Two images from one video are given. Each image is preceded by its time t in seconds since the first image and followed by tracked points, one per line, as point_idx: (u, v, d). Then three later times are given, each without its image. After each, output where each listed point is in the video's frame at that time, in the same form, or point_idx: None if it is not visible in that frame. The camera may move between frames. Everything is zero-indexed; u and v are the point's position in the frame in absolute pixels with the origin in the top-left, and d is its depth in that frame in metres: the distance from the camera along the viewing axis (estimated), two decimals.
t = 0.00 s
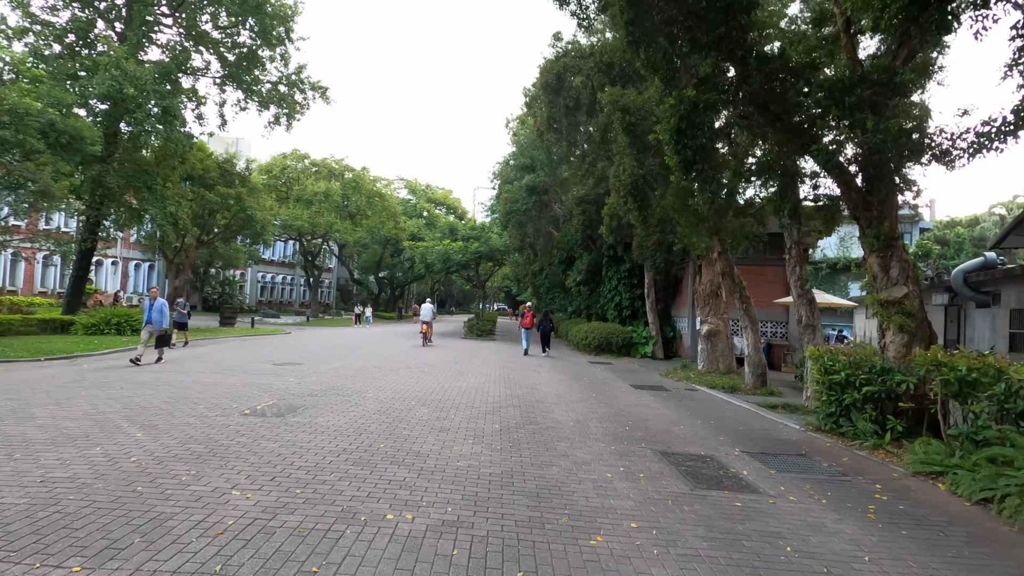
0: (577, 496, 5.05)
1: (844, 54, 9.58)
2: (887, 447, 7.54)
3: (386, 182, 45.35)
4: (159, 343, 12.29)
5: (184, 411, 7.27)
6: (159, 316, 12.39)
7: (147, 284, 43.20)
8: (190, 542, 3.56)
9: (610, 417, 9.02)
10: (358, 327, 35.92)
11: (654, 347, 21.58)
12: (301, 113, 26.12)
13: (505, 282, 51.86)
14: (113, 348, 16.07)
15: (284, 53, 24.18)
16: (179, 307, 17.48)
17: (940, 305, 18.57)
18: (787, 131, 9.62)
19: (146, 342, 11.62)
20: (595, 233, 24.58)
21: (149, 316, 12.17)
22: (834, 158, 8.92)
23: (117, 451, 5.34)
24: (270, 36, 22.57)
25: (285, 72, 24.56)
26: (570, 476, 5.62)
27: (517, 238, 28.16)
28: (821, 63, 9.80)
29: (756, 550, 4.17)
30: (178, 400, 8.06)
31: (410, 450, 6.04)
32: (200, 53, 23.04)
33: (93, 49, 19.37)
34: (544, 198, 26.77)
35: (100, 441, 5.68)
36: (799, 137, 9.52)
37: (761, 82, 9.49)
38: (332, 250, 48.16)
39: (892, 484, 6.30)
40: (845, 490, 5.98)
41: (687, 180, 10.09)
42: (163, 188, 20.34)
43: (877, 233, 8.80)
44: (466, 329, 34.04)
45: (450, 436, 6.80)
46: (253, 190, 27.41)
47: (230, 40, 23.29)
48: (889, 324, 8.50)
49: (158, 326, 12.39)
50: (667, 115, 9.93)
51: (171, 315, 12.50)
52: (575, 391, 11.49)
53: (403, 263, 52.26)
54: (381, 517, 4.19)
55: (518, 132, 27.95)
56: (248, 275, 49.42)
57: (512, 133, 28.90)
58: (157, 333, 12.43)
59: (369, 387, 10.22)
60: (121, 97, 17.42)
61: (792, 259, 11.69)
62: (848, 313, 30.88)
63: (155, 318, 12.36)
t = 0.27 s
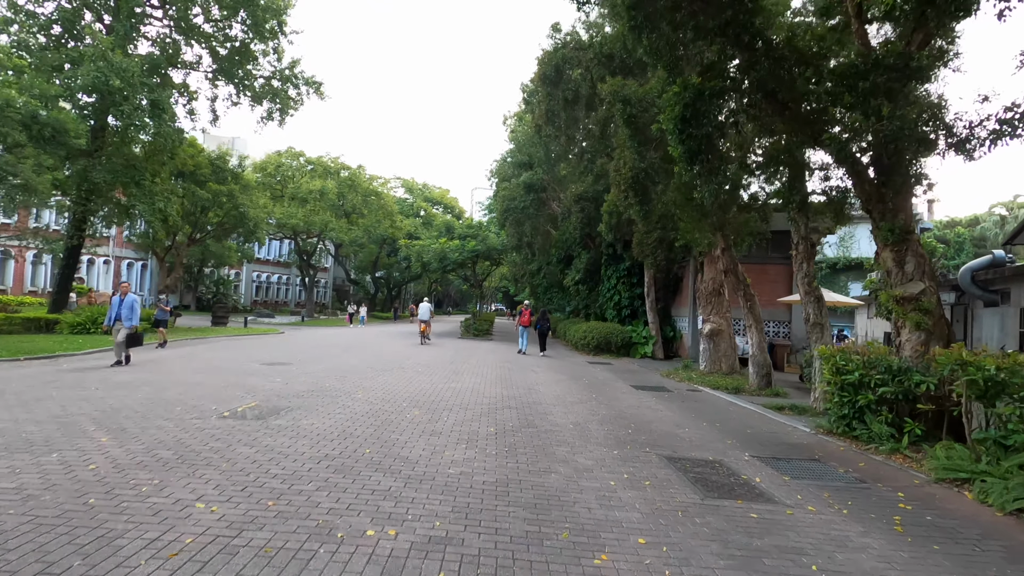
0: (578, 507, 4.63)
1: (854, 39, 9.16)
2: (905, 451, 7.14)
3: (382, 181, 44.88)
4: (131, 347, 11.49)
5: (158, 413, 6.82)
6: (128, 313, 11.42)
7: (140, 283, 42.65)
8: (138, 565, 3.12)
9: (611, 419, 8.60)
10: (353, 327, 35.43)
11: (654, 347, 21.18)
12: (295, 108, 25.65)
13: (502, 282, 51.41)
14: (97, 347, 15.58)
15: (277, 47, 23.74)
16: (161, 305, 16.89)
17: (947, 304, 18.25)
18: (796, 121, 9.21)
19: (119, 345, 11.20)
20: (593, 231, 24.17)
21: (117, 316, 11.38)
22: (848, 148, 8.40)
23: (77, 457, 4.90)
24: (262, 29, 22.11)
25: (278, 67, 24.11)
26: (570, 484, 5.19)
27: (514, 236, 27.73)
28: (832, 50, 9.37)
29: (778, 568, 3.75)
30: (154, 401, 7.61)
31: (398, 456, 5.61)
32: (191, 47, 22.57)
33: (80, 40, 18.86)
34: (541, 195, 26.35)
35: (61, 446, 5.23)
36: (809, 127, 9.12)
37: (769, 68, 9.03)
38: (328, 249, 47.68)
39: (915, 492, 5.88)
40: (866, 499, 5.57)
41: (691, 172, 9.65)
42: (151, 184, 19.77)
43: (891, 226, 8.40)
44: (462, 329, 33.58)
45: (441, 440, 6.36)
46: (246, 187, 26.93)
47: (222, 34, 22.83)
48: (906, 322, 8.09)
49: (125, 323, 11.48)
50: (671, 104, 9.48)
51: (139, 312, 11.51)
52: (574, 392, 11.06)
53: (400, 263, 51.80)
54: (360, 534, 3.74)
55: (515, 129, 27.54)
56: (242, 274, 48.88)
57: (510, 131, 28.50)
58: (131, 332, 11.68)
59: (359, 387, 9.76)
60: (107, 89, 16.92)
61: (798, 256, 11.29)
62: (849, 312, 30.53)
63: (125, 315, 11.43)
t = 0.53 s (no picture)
0: (583, 530, 4.22)
1: (866, 29, 8.78)
2: (926, 462, 6.77)
3: (379, 178, 44.41)
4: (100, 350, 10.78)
5: (133, 423, 6.40)
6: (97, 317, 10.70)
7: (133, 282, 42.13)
8: None
9: (613, 426, 8.19)
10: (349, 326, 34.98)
11: (654, 347, 20.79)
12: (289, 104, 25.17)
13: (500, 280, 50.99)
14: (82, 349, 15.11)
15: (270, 41, 23.25)
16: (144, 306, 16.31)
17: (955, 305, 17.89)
18: (808, 113, 8.82)
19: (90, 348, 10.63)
20: (593, 229, 23.77)
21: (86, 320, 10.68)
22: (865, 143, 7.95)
23: (34, 475, 4.48)
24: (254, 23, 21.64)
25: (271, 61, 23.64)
26: (573, 503, 4.78)
27: (512, 234, 27.32)
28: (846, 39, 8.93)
29: None
30: (131, 409, 7.18)
31: (386, 471, 5.20)
32: (182, 41, 22.10)
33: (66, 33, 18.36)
34: (540, 193, 25.93)
35: (20, 461, 4.81)
36: (822, 119, 8.73)
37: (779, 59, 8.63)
38: (324, 247, 47.19)
39: (941, 508, 5.50)
40: (892, 516, 5.18)
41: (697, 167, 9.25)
42: (140, 180, 19.25)
43: (907, 224, 8.01)
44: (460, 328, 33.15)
45: (434, 452, 5.95)
46: (239, 184, 26.47)
47: (213, 27, 22.35)
48: (924, 325, 7.71)
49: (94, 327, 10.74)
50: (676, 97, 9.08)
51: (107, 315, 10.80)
52: (575, 396, 10.65)
53: (396, 261, 51.34)
54: (340, 568, 3.32)
55: (513, 126, 27.13)
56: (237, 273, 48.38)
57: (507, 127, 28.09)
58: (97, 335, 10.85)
59: (350, 392, 9.34)
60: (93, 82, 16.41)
61: (806, 256, 10.90)
62: (851, 312, 30.14)
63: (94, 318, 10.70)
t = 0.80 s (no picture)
0: (594, 550, 3.82)
1: (883, 13, 8.39)
2: (954, 468, 6.37)
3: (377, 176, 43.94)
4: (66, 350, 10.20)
5: (108, 428, 5.98)
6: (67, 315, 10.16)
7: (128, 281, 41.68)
8: None
9: (620, 430, 7.77)
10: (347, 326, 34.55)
11: (657, 347, 20.41)
12: (285, 100, 24.69)
13: (499, 279, 50.57)
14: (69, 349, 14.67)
15: (264, 35, 22.81)
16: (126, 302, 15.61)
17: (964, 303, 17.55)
18: (823, 101, 8.43)
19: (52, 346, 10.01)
20: (594, 227, 23.36)
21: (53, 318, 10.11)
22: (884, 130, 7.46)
23: None
24: (248, 15, 21.16)
25: (265, 55, 23.18)
26: (582, 518, 4.38)
27: (512, 231, 26.95)
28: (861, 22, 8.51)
29: None
30: (110, 414, 6.76)
31: (379, 485, 4.75)
32: (174, 34, 21.66)
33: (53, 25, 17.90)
34: (540, 190, 25.52)
35: None
36: (839, 108, 8.34)
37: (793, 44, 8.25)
38: (321, 246, 46.76)
39: (979, 521, 5.09)
40: (927, 531, 4.77)
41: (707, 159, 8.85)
42: (130, 176, 18.82)
43: (929, 216, 7.61)
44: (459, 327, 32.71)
45: (431, 460, 5.55)
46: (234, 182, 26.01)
47: (207, 21, 21.93)
48: (948, 323, 7.32)
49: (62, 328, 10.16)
50: (685, 85, 8.66)
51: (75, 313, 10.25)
52: (578, 397, 10.25)
53: (395, 260, 50.87)
54: None
55: (513, 122, 26.73)
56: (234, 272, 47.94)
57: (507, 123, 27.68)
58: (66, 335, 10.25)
59: (343, 394, 8.93)
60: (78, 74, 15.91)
61: (819, 252, 10.50)
62: (855, 310, 29.77)
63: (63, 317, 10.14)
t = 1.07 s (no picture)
0: None
1: (900, 1, 7.99)
2: (983, 485, 5.98)
3: (374, 176, 43.50)
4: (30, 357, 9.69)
5: (77, 443, 5.55)
6: (27, 320, 9.67)
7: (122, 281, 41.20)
8: None
9: (625, 440, 7.38)
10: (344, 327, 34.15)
11: (659, 350, 20.06)
12: (280, 97, 24.25)
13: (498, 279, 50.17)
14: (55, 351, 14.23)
15: (259, 31, 22.36)
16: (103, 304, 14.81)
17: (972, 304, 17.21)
18: (839, 95, 8.03)
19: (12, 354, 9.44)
20: (594, 227, 22.95)
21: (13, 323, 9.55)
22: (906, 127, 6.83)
23: None
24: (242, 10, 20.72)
25: (260, 52, 22.74)
26: (589, 547, 3.98)
27: (511, 231, 26.55)
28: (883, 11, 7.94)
29: None
30: (83, 425, 6.34)
31: (368, 508, 4.35)
32: (167, 30, 21.23)
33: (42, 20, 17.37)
34: (540, 189, 25.10)
35: None
36: (856, 102, 7.94)
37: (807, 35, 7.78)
38: (318, 246, 46.33)
39: (1018, 546, 4.70)
40: (964, 558, 4.38)
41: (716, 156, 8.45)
42: (121, 174, 18.39)
43: (952, 216, 7.21)
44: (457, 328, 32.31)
45: (425, 478, 5.15)
46: (229, 181, 25.57)
47: (200, 16, 21.49)
48: (975, 329, 6.91)
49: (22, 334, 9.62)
50: (693, 77, 8.22)
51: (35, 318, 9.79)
52: (581, 404, 9.85)
53: (393, 260, 50.45)
54: None
55: (513, 120, 26.33)
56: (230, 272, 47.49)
57: (507, 121, 27.27)
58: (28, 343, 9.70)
59: (335, 402, 8.52)
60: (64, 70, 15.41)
61: (830, 253, 10.12)
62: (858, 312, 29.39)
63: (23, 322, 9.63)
